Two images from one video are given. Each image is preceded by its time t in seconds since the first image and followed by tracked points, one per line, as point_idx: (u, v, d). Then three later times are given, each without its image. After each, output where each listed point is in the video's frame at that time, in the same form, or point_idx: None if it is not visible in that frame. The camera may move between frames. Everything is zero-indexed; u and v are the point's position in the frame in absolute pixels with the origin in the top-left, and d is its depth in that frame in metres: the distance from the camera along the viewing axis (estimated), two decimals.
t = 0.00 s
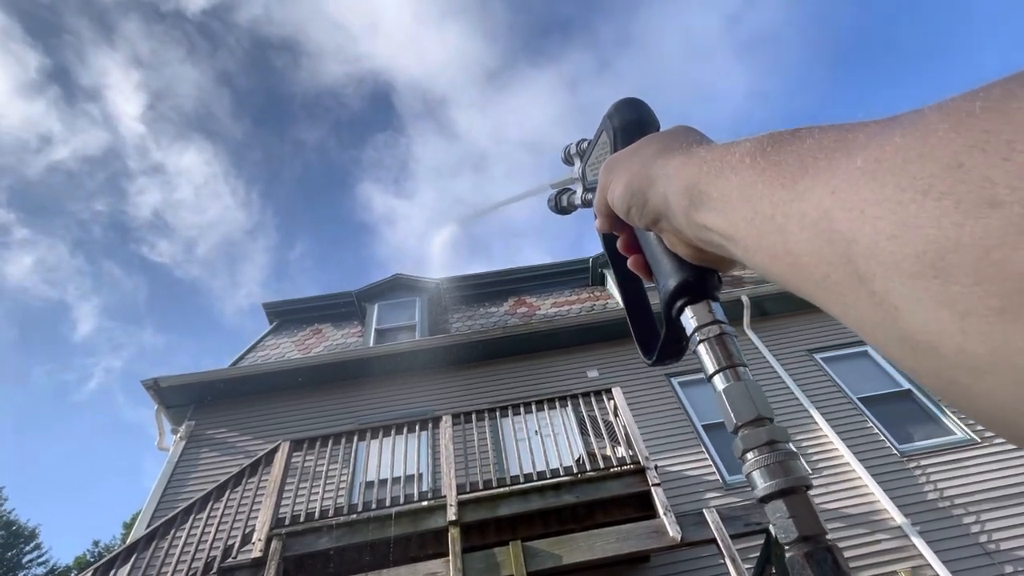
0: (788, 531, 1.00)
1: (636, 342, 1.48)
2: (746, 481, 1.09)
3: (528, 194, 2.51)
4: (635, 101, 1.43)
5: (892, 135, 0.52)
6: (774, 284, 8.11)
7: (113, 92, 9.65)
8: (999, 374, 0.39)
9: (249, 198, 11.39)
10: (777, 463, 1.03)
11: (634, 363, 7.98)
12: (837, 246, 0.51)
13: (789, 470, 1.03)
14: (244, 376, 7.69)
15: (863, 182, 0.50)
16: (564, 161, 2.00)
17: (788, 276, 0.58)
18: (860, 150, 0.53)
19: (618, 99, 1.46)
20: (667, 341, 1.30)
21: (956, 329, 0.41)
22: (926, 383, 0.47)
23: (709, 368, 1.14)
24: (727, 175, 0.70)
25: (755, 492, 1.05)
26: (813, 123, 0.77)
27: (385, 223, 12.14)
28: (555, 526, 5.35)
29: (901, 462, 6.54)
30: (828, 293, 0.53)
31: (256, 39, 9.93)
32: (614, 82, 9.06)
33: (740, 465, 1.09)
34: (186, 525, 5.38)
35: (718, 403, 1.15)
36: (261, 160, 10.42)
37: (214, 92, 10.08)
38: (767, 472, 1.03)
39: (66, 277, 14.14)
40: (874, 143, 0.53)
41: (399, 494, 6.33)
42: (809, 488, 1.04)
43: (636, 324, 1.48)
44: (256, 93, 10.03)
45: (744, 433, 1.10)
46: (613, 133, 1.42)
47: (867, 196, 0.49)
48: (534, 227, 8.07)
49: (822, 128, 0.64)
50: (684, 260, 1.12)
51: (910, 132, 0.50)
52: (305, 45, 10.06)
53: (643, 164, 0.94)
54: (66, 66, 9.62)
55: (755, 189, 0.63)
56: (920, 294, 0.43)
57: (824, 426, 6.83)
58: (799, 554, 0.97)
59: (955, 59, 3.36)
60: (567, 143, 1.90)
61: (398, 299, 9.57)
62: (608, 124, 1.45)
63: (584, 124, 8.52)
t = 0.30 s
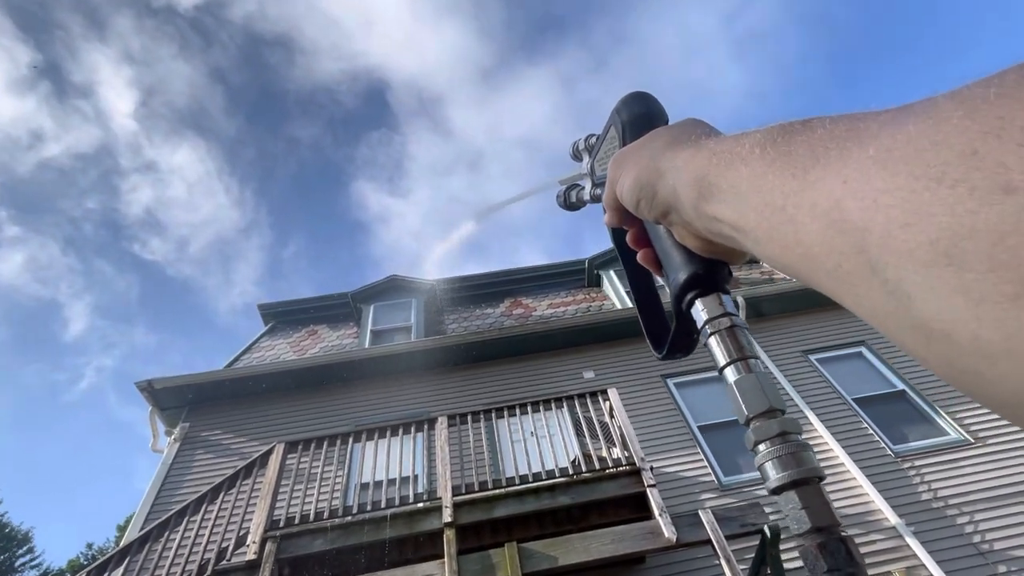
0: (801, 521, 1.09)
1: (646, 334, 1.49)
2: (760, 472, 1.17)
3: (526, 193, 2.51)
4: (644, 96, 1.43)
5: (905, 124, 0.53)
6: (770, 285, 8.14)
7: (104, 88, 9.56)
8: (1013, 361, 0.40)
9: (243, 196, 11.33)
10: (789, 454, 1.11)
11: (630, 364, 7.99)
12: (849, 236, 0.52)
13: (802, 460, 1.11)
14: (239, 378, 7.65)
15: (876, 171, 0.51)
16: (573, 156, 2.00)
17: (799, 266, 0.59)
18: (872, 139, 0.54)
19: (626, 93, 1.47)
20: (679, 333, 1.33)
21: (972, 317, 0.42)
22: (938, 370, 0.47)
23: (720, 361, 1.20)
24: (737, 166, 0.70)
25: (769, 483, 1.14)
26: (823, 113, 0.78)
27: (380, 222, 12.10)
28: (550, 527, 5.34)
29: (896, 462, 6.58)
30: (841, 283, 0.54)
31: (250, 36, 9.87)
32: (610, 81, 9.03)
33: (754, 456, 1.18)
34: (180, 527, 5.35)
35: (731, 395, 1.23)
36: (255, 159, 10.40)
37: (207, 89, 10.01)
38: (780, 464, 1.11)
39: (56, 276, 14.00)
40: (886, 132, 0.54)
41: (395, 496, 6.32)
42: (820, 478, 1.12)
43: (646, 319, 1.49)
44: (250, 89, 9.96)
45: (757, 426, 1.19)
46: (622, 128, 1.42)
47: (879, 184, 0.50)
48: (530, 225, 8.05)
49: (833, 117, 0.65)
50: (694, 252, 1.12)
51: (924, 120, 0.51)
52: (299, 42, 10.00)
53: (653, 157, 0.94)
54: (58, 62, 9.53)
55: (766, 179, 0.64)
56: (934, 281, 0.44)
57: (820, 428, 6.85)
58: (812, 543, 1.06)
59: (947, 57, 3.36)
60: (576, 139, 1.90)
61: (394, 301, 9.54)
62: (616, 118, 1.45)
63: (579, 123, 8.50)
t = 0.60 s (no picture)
0: (809, 516, 1.07)
1: (653, 329, 1.50)
2: (767, 467, 1.15)
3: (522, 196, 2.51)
4: (651, 92, 1.43)
5: (910, 120, 0.54)
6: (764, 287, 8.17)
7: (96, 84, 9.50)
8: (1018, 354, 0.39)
9: (237, 195, 11.27)
10: (797, 449, 1.10)
11: (625, 365, 8.00)
12: (855, 232, 0.53)
13: (809, 455, 1.10)
14: (233, 380, 7.62)
15: (882, 167, 0.52)
16: (580, 153, 2.00)
17: (806, 262, 0.60)
18: (879, 135, 0.56)
19: (632, 91, 1.47)
20: (686, 329, 1.33)
21: (979, 312, 0.42)
22: (945, 366, 0.47)
23: (728, 356, 1.19)
24: (743, 163, 0.72)
25: (777, 478, 1.12)
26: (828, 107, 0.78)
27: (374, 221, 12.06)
28: (544, 530, 5.33)
29: (889, 464, 6.60)
30: (846, 279, 0.55)
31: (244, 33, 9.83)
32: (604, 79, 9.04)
33: (761, 452, 1.15)
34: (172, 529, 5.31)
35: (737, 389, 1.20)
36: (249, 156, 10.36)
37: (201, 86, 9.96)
38: (789, 458, 1.09)
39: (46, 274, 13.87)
40: (892, 128, 0.55)
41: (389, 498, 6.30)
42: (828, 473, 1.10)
43: (653, 313, 1.50)
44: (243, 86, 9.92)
45: (763, 420, 1.16)
46: (628, 125, 1.42)
47: (886, 180, 0.51)
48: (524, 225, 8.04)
49: (839, 114, 0.66)
50: (701, 248, 1.14)
51: (930, 116, 0.52)
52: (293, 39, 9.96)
53: (659, 153, 0.95)
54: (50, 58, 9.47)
55: (771, 176, 0.65)
56: (939, 275, 0.45)
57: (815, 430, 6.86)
58: (820, 539, 1.05)
59: (938, 58, 3.39)
60: (583, 136, 1.90)
61: (390, 302, 9.53)
62: (623, 115, 1.46)
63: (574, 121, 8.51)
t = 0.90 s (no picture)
0: (818, 507, 1.15)
1: (662, 318, 1.50)
2: (776, 456, 1.22)
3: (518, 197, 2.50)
4: (659, 86, 1.43)
5: (919, 106, 0.55)
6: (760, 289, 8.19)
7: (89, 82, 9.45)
8: None
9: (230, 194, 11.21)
10: (806, 441, 1.17)
11: (621, 367, 8.00)
12: (865, 220, 0.55)
13: (817, 446, 1.17)
14: (226, 381, 7.58)
15: (891, 154, 0.53)
16: (589, 148, 2.00)
17: (814, 251, 0.62)
18: (887, 122, 0.56)
19: (640, 84, 1.47)
20: (696, 321, 1.35)
21: (987, 297, 0.44)
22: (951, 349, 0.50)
23: (737, 348, 1.23)
24: (751, 155, 0.72)
25: (786, 468, 1.19)
26: (834, 97, 0.79)
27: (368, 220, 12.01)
28: (539, 532, 5.32)
29: (883, 466, 6.63)
30: (856, 267, 0.57)
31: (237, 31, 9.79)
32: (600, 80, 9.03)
33: (770, 442, 1.22)
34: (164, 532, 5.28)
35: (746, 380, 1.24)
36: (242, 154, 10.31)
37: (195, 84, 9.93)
38: (797, 450, 1.16)
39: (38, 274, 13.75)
40: (901, 115, 0.56)
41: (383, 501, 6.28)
42: (836, 462, 1.17)
43: (663, 304, 1.50)
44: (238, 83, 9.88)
45: (773, 411, 1.23)
46: (636, 119, 1.42)
47: (894, 167, 0.52)
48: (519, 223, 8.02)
49: (847, 104, 0.67)
50: (710, 242, 1.14)
51: (938, 103, 0.53)
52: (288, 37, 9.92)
53: (667, 147, 0.96)
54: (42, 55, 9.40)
55: (779, 168, 0.66)
56: (947, 261, 0.47)
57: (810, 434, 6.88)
58: (828, 527, 1.15)
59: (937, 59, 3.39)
60: (592, 130, 1.90)
61: (385, 303, 9.50)
62: (631, 109, 1.45)
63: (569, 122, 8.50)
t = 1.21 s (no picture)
0: (821, 496, 1.14)
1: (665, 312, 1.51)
2: (778, 447, 1.21)
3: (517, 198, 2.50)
4: (661, 80, 1.43)
5: (914, 95, 0.55)
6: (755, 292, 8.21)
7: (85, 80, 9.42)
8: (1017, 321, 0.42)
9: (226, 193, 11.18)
10: (808, 430, 1.16)
11: (616, 370, 8.01)
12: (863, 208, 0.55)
13: (820, 435, 1.16)
14: (221, 382, 7.55)
15: (887, 142, 0.54)
16: (592, 144, 2.00)
17: (811, 241, 0.62)
18: (883, 112, 0.57)
19: (642, 79, 1.47)
20: (700, 314, 1.36)
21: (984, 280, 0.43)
22: (947, 335, 0.50)
23: (739, 339, 1.22)
24: (751, 146, 0.73)
25: (788, 457, 1.18)
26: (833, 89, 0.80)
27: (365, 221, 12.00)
28: (534, 534, 5.31)
29: (876, 469, 6.65)
30: (853, 255, 0.58)
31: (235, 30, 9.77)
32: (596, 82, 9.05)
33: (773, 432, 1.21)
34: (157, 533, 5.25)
35: (747, 371, 1.24)
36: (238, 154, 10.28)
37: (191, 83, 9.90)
38: (800, 439, 1.15)
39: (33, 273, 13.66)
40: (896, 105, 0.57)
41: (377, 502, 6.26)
42: (839, 452, 1.16)
43: (666, 298, 1.50)
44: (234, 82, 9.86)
45: (775, 401, 1.21)
46: (638, 114, 1.42)
47: (890, 155, 0.53)
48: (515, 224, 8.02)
49: (845, 95, 0.67)
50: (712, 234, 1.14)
51: (933, 92, 0.53)
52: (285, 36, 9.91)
53: (668, 140, 0.97)
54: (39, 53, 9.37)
55: (778, 158, 0.67)
56: (942, 247, 0.47)
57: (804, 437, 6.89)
58: (831, 516, 1.12)
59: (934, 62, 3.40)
60: (595, 126, 1.89)
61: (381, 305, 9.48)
62: (633, 104, 1.45)
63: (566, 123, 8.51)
